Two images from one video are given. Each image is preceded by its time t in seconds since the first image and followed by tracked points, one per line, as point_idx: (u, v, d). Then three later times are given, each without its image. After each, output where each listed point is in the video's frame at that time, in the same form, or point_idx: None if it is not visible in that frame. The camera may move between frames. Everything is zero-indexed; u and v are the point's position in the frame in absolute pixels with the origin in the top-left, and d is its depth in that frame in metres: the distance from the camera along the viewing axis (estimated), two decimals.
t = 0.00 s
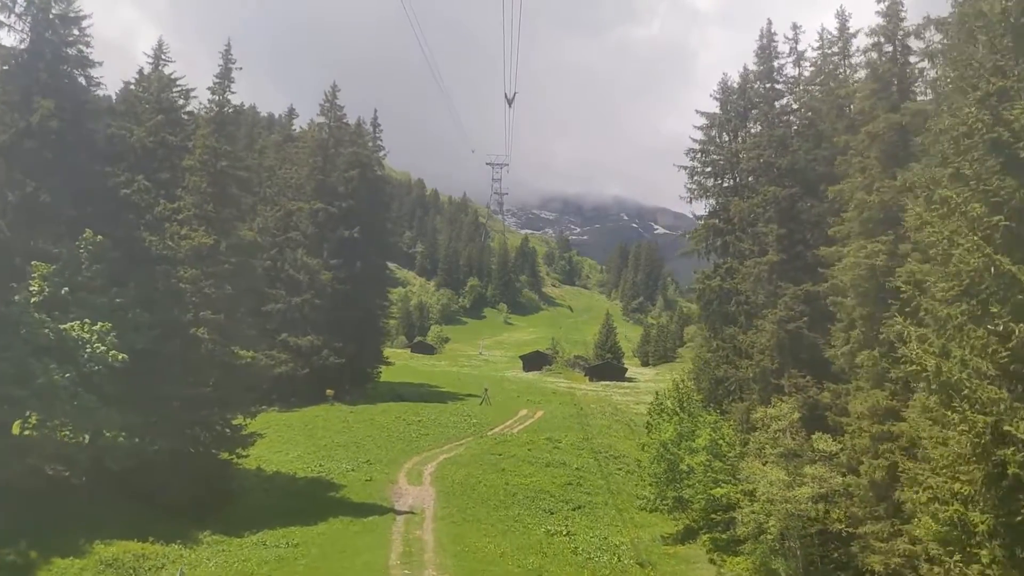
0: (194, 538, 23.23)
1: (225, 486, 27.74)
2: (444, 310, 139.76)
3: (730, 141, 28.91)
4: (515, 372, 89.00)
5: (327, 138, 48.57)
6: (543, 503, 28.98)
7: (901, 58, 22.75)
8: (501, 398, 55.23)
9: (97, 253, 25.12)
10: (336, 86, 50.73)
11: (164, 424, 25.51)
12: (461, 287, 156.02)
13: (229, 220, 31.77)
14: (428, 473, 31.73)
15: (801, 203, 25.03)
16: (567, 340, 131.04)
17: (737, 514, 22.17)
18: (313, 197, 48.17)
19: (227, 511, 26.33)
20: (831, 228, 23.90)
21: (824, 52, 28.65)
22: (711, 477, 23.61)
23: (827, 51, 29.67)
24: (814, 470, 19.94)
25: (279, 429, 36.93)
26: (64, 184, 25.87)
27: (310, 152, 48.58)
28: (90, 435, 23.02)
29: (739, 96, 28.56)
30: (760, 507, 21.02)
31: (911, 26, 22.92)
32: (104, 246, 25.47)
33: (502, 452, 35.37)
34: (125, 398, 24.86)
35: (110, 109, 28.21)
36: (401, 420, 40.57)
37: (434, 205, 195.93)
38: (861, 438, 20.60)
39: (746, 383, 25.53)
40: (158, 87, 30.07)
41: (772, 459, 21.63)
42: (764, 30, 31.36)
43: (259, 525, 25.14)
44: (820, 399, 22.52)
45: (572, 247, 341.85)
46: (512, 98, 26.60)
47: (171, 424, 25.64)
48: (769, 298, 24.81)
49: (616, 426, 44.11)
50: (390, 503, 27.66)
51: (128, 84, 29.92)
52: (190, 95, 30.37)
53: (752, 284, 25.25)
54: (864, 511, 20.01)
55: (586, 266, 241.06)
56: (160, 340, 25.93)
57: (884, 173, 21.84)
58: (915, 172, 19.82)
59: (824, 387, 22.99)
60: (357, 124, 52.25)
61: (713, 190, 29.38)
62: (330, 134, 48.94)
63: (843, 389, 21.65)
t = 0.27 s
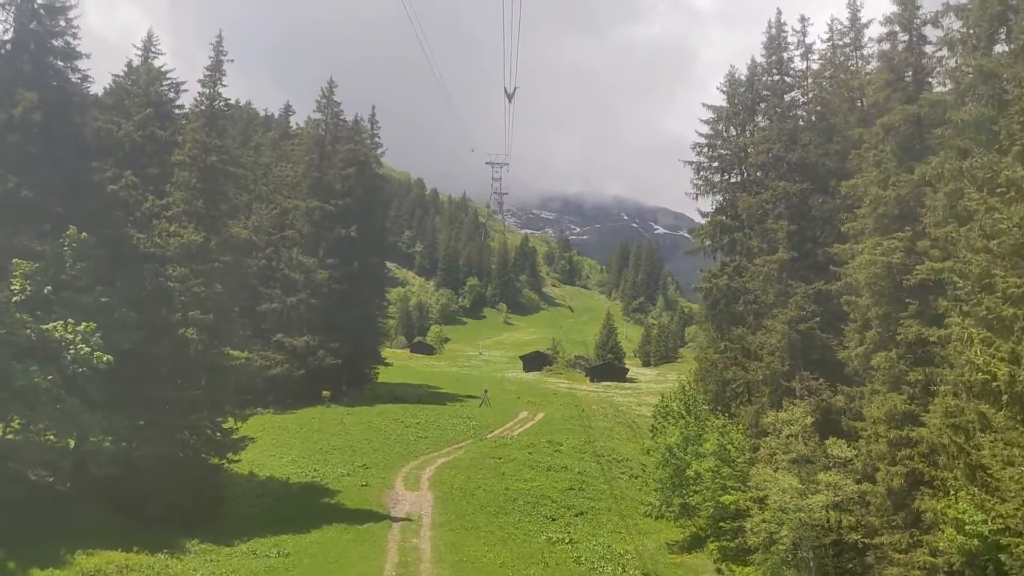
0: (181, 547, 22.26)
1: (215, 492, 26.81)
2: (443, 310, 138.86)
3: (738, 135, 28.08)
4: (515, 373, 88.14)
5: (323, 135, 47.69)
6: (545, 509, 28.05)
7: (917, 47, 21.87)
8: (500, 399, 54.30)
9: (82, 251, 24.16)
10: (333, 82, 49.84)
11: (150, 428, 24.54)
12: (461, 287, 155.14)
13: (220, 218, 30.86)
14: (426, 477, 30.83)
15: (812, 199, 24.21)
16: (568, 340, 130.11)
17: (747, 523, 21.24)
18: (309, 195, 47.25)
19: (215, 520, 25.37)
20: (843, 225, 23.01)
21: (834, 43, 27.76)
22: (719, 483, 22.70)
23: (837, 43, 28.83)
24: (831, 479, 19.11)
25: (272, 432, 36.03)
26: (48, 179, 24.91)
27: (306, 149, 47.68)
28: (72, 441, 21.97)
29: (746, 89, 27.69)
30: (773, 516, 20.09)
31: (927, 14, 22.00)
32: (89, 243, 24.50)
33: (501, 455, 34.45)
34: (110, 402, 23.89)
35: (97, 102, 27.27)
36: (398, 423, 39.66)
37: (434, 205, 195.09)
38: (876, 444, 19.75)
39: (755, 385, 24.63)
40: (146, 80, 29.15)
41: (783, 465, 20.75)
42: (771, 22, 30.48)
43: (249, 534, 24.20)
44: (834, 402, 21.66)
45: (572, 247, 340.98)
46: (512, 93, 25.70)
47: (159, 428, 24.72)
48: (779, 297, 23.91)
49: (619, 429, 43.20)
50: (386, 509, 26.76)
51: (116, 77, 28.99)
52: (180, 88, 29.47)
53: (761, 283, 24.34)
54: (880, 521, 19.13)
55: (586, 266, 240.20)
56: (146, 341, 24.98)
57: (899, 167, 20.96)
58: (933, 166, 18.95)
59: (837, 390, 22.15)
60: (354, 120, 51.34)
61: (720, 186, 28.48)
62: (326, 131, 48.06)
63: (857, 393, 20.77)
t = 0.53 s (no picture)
0: (167, 557, 21.27)
1: (205, 498, 25.84)
2: (442, 310, 137.93)
3: (746, 129, 27.26)
4: (514, 373, 87.15)
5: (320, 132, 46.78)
6: (545, 516, 27.12)
7: (935, 36, 20.95)
8: (500, 400, 53.39)
9: (67, 249, 23.12)
10: (329, 78, 48.92)
11: (137, 433, 23.52)
12: (461, 286, 154.26)
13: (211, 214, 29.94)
14: (424, 482, 29.89)
15: (825, 193, 23.30)
16: (568, 340, 129.26)
17: (757, 532, 20.33)
18: (305, 192, 46.31)
19: (204, 528, 24.37)
20: (858, 221, 22.07)
21: (845, 33, 26.83)
22: (728, 490, 21.74)
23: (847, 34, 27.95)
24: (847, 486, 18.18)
25: (265, 435, 35.06)
26: (32, 175, 23.88)
27: (302, 146, 46.74)
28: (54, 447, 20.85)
29: (755, 81, 26.72)
30: (786, 525, 19.15)
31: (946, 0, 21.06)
32: (74, 240, 23.47)
33: (501, 459, 33.54)
34: (94, 406, 22.87)
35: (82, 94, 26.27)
36: (396, 425, 38.73)
37: (433, 204, 194.39)
38: (894, 450, 18.82)
39: (765, 388, 23.72)
40: (135, 73, 28.18)
41: (795, 472, 19.80)
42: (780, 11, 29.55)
43: (239, 542, 23.20)
44: (848, 406, 20.73)
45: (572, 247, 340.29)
46: (512, 85, 24.76)
47: (146, 433, 23.74)
48: (791, 296, 22.97)
49: (621, 432, 42.31)
50: (382, 516, 25.81)
51: (103, 69, 28.00)
52: (170, 81, 28.52)
53: (772, 281, 23.40)
54: (898, 531, 18.18)
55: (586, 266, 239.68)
56: (133, 342, 23.98)
57: (917, 160, 20.06)
58: (956, 158, 18.02)
59: (851, 394, 21.23)
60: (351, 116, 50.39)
61: (728, 180, 27.59)
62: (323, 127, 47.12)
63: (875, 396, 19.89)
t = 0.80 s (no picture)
0: (150, 566, 20.34)
1: (193, 505, 24.86)
2: (442, 310, 136.94)
3: (755, 122, 26.55)
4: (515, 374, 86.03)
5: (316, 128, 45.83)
6: (547, 523, 26.16)
7: (955, 22, 19.97)
8: (500, 402, 52.48)
9: (48, 246, 22.10)
10: (326, 73, 47.99)
11: (121, 439, 22.50)
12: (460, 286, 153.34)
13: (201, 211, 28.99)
14: (421, 488, 28.92)
15: (838, 188, 22.36)
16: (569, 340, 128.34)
17: (770, 543, 19.36)
18: (300, 190, 45.35)
19: (192, 536, 23.38)
20: (874, 217, 21.12)
21: (857, 22, 25.88)
22: (738, 498, 20.79)
23: (859, 26, 27.00)
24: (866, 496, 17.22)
25: (258, 438, 34.10)
26: (12, 169, 22.88)
27: (298, 142, 45.78)
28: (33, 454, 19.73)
29: (765, 72, 26.02)
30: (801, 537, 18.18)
31: None
32: (55, 237, 22.46)
33: (500, 463, 32.58)
34: (76, 410, 21.86)
35: (66, 86, 25.28)
36: (393, 428, 37.79)
37: (432, 204, 193.48)
38: (914, 457, 17.86)
39: (776, 391, 22.78)
40: (122, 64, 27.23)
41: (810, 480, 18.84)
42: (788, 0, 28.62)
43: (227, 551, 22.21)
44: (864, 410, 19.77)
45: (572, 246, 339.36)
46: (512, 76, 23.79)
47: (131, 438, 22.73)
48: (803, 295, 22.03)
49: (623, 435, 41.36)
50: (377, 524, 24.85)
51: (88, 61, 27.02)
52: (158, 73, 27.55)
53: (784, 280, 22.50)
54: (919, 543, 17.21)
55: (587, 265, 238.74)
56: (118, 344, 22.98)
57: (938, 152, 19.11)
58: (981, 148, 17.05)
59: (867, 397, 20.28)
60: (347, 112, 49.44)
61: (737, 175, 26.82)
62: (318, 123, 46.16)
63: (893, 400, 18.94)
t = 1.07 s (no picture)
0: None
1: (180, 512, 23.89)
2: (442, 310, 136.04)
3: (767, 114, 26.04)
4: (516, 375, 84.60)
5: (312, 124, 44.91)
6: (548, 531, 25.19)
7: (977, 7, 19.02)
8: (500, 403, 51.54)
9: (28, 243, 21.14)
10: (323, 68, 47.11)
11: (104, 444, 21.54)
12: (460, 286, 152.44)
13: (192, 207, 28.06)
14: (417, 494, 27.95)
15: (853, 183, 21.46)
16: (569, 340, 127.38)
17: (783, 555, 18.39)
18: (296, 187, 44.43)
19: (178, 545, 22.41)
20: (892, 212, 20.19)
21: (870, 11, 24.97)
22: (749, 507, 19.74)
23: (872, 15, 26.11)
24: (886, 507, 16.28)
25: (251, 442, 33.13)
26: None
27: (294, 139, 44.85)
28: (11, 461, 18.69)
29: (775, 64, 25.48)
30: (816, 549, 17.22)
31: None
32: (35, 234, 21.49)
33: (500, 468, 31.61)
34: (56, 415, 20.88)
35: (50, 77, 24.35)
36: (390, 431, 36.84)
37: (432, 203, 192.62)
38: (936, 465, 16.92)
39: (788, 395, 21.85)
40: (108, 55, 26.19)
41: (826, 489, 17.88)
42: None
43: (214, 561, 21.24)
44: (882, 415, 18.88)
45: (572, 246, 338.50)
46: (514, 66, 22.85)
47: (114, 443, 21.76)
48: (817, 294, 21.11)
49: (626, 438, 40.41)
50: (371, 533, 23.88)
51: (74, 52, 26.08)
52: (146, 65, 26.63)
53: (797, 278, 21.60)
54: (942, 556, 16.23)
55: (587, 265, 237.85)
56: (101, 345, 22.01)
57: (960, 144, 18.17)
58: (1009, 138, 16.10)
59: (885, 402, 19.36)
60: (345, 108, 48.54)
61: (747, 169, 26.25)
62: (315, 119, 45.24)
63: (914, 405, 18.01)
